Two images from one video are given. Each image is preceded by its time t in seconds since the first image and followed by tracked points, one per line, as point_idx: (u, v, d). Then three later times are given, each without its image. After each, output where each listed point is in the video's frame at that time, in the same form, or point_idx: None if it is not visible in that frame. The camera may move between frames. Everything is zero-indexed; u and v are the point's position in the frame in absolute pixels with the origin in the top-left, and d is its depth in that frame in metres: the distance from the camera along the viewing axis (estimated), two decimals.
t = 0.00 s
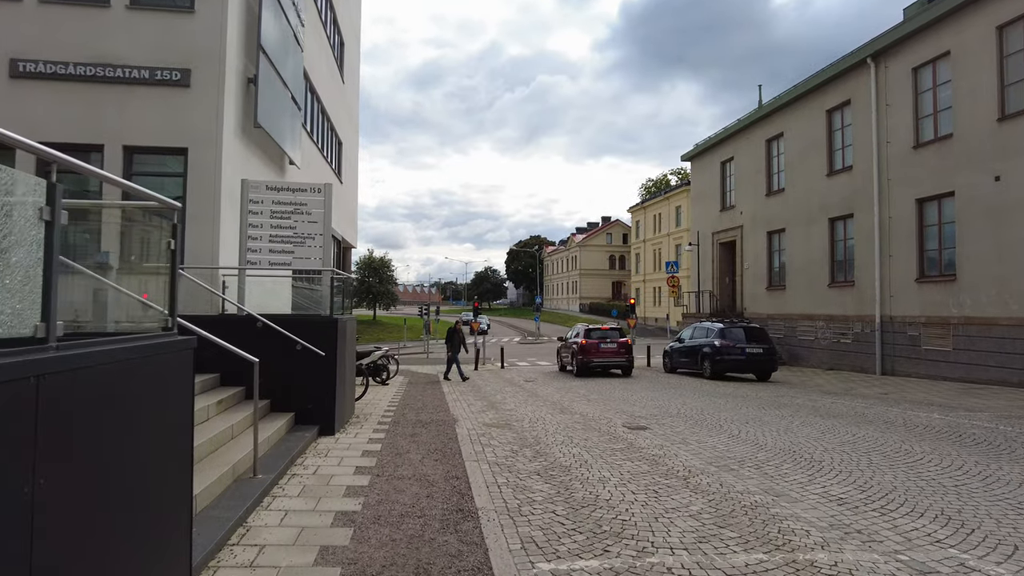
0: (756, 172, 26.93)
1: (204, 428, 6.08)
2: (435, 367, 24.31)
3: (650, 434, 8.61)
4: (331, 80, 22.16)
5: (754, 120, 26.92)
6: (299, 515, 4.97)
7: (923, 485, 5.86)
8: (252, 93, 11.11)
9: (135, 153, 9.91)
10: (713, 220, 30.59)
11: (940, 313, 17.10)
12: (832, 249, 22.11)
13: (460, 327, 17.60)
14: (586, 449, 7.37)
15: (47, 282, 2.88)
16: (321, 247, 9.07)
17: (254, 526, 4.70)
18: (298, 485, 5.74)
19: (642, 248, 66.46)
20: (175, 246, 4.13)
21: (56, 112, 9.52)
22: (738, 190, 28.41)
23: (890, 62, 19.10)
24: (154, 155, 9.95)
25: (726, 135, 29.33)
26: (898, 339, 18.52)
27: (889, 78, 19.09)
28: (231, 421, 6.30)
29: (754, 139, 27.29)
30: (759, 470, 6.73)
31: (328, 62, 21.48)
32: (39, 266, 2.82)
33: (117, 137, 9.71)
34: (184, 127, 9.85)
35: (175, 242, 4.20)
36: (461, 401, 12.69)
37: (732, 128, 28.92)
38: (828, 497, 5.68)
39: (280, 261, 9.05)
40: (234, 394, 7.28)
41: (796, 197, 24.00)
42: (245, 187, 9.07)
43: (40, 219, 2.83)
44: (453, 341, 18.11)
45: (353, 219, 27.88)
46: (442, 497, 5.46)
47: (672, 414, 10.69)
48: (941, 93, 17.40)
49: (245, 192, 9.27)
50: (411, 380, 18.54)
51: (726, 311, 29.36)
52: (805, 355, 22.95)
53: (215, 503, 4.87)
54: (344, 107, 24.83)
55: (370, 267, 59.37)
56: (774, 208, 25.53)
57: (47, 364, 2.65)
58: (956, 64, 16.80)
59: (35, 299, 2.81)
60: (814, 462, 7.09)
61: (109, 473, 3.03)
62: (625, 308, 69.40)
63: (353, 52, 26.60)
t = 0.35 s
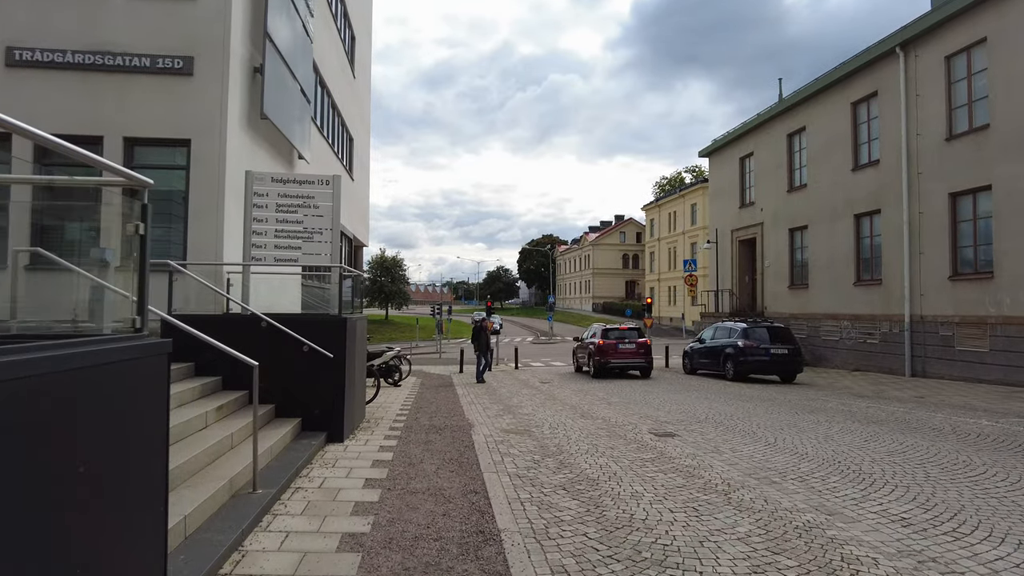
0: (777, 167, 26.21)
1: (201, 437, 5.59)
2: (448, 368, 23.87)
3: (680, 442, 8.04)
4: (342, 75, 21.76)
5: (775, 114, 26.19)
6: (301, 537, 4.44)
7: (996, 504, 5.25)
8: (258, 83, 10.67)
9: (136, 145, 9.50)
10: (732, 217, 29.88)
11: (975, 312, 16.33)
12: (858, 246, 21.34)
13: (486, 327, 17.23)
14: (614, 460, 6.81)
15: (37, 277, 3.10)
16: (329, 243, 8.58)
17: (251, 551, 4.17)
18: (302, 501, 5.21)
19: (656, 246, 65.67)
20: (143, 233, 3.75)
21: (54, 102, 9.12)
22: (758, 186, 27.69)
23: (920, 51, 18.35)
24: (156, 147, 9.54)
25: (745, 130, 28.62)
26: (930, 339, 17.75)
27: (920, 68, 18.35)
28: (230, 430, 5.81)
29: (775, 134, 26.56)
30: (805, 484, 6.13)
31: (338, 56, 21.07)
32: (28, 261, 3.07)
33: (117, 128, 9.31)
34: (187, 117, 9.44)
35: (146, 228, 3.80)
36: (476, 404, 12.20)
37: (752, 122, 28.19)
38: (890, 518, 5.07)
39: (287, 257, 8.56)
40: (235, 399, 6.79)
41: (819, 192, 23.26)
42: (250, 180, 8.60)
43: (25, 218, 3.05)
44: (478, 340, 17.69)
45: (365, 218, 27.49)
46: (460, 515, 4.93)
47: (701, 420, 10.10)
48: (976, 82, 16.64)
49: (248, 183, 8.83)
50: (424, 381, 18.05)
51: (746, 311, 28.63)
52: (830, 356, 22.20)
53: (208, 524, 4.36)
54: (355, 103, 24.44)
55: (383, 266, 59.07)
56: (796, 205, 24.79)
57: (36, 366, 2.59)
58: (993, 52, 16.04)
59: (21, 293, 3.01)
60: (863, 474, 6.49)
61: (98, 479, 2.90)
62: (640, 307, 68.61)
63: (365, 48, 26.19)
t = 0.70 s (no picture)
0: (799, 164, 25.47)
1: (192, 447, 5.10)
2: (462, 371, 23.39)
3: (711, 452, 7.43)
4: (353, 73, 21.37)
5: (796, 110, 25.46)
6: (296, 566, 3.91)
7: None
8: (263, 74, 10.25)
9: (134, 138, 9.08)
10: (752, 216, 29.15)
11: (1015, 313, 15.52)
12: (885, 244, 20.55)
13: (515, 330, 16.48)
14: (643, 473, 6.24)
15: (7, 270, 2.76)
16: (336, 238, 8.09)
17: None
18: (300, 521, 4.70)
19: (672, 247, 64.82)
20: (80, 205, 3.17)
21: (50, 94, 8.73)
22: (779, 184, 26.96)
23: (952, 41, 17.59)
24: (155, 140, 9.12)
25: (765, 127, 27.92)
26: (964, 341, 16.94)
27: (952, 58, 17.58)
28: (224, 441, 5.32)
29: (796, 131, 25.83)
30: (856, 501, 5.52)
31: (349, 53, 20.69)
32: (22, 260, 2.81)
33: (115, 121, 8.90)
34: (188, 108, 9.02)
35: (83, 200, 3.22)
36: (491, 409, 11.66)
37: (772, 118, 27.46)
38: (964, 544, 4.44)
39: (292, 253, 8.10)
40: (232, 406, 6.33)
41: (843, 190, 22.49)
42: (252, 172, 8.14)
43: None
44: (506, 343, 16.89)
45: (377, 218, 27.12)
46: (476, 538, 4.39)
47: (730, 426, 9.50)
48: (1014, 71, 15.86)
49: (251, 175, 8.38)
50: (437, 384, 17.57)
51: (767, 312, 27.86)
52: (856, 359, 21.42)
53: (190, 550, 3.86)
54: (367, 101, 24.06)
55: (396, 268, 58.78)
56: (819, 203, 24.03)
57: None
58: None
59: None
60: (919, 488, 5.87)
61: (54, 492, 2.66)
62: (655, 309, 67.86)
63: (377, 46, 25.80)
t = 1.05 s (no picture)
0: (815, 161, 24.78)
1: (165, 469, 4.54)
2: (469, 375, 22.85)
3: (738, 469, 6.84)
4: (357, 70, 20.88)
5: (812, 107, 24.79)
6: None
7: None
8: (260, 65, 9.74)
9: (122, 132, 8.58)
10: (766, 216, 28.48)
11: None
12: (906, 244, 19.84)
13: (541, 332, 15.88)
14: (668, 494, 5.65)
15: None
16: (333, 238, 7.55)
17: None
18: (283, 554, 4.14)
19: (681, 249, 64.11)
20: None
21: (32, 85, 8.24)
22: (794, 183, 26.27)
23: (978, 31, 16.90)
24: (144, 134, 8.64)
25: (779, 124, 27.25)
26: (993, 345, 16.23)
27: (979, 50, 16.89)
28: (202, 462, 4.77)
29: (812, 128, 25.15)
30: (911, 528, 4.90)
31: (353, 50, 20.21)
32: None
33: (102, 113, 8.41)
34: (179, 101, 8.54)
35: None
36: (500, 417, 11.10)
37: (786, 116, 26.82)
38: None
39: (287, 253, 7.57)
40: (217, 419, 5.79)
41: (862, 188, 21.81)
42: (243, 166, 7.61)
43: None
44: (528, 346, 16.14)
45: (383, 220, 26.66)
46: None
47: (755, 437, 8.90)
48: None
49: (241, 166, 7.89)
50: (443, 390, 17.03)
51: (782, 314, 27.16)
52: (876, 362, 20.70)
53: None
54: (371, 99, 23.57)
55: (402, 270, 58.36)
56: (836, 202, 23.36)
57: None
58: None
59: None
60: (979, 512, 5.23)
61: None
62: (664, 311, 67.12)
63: (382, 44, 25.37)
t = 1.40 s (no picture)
0: (831, 157, 24.13)
1: (132, 486, 4.00)
2: (476, 377, 22.32)
3: (770, 481, 6.27)
4: (361, 64, 20.39)
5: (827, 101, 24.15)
6: None
7: None
8: (256, 49, 9.24)
9: (108, 119, 8.08)
10: (779, 213, 27.84)
11: None
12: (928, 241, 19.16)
13: (567, 334, 15.20)
14: (699, 512, 5.09)
15: None
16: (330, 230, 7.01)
17: None
18: None
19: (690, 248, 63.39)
20: None
21: (12, 68, 7.77)
22: (809, 179, 25.62)
23: (1006, 19, 16.24)
24: (132, 121, 8.13)
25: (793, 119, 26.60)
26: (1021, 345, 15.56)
27: (1006, 38, 16.24)
28: (175, 479, 4.22)
29: (827, 123, 24.51)
30: (980, 553, 4.32)
31: (357, 43, 19.73)
32: None
33: (86, 98, 7.91)
34: (168, 85, 8.03)
35: None
36: (508, 421, 10.58)
37: (800, 111, 26.18)
38: None
39: (281, 246, 7.04)
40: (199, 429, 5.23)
41: (880, 183, 21.14)
42: (234, 153, 7.08)
43: None
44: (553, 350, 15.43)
45: (388, 218, 26.18)
46: None
47: (782, 445, 8.33)
48: None
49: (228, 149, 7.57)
50: (449, 392, 16.50)
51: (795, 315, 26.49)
52: (895, 364, 20.03)
53: None
54: (376, 95, 23.08)
55: (408, 270, 57.88)
56: (854, 198, 22.69)
57: None
58: None
59: None
60: None
61: None
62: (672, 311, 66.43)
63: (386, 39, 24.88)
